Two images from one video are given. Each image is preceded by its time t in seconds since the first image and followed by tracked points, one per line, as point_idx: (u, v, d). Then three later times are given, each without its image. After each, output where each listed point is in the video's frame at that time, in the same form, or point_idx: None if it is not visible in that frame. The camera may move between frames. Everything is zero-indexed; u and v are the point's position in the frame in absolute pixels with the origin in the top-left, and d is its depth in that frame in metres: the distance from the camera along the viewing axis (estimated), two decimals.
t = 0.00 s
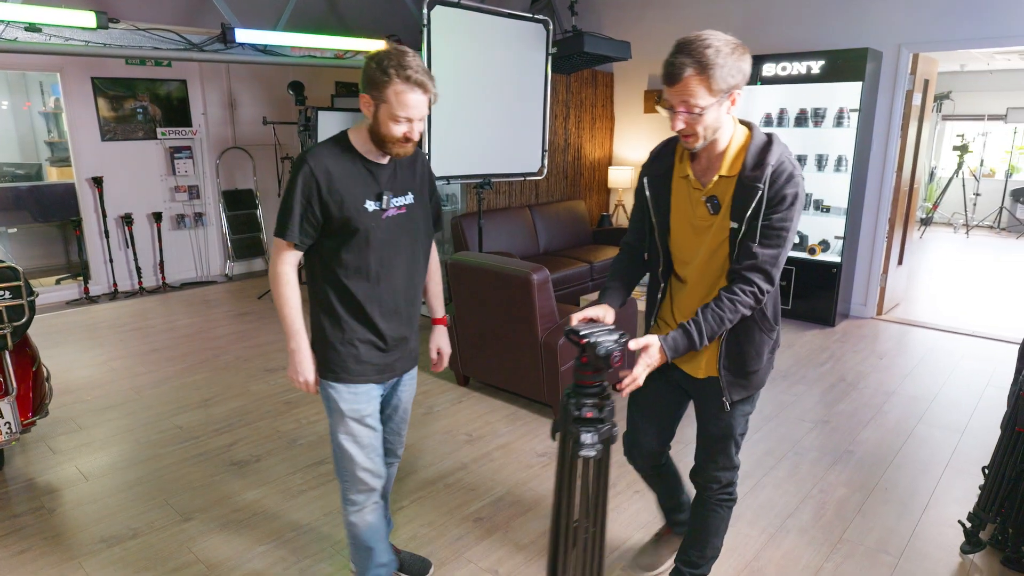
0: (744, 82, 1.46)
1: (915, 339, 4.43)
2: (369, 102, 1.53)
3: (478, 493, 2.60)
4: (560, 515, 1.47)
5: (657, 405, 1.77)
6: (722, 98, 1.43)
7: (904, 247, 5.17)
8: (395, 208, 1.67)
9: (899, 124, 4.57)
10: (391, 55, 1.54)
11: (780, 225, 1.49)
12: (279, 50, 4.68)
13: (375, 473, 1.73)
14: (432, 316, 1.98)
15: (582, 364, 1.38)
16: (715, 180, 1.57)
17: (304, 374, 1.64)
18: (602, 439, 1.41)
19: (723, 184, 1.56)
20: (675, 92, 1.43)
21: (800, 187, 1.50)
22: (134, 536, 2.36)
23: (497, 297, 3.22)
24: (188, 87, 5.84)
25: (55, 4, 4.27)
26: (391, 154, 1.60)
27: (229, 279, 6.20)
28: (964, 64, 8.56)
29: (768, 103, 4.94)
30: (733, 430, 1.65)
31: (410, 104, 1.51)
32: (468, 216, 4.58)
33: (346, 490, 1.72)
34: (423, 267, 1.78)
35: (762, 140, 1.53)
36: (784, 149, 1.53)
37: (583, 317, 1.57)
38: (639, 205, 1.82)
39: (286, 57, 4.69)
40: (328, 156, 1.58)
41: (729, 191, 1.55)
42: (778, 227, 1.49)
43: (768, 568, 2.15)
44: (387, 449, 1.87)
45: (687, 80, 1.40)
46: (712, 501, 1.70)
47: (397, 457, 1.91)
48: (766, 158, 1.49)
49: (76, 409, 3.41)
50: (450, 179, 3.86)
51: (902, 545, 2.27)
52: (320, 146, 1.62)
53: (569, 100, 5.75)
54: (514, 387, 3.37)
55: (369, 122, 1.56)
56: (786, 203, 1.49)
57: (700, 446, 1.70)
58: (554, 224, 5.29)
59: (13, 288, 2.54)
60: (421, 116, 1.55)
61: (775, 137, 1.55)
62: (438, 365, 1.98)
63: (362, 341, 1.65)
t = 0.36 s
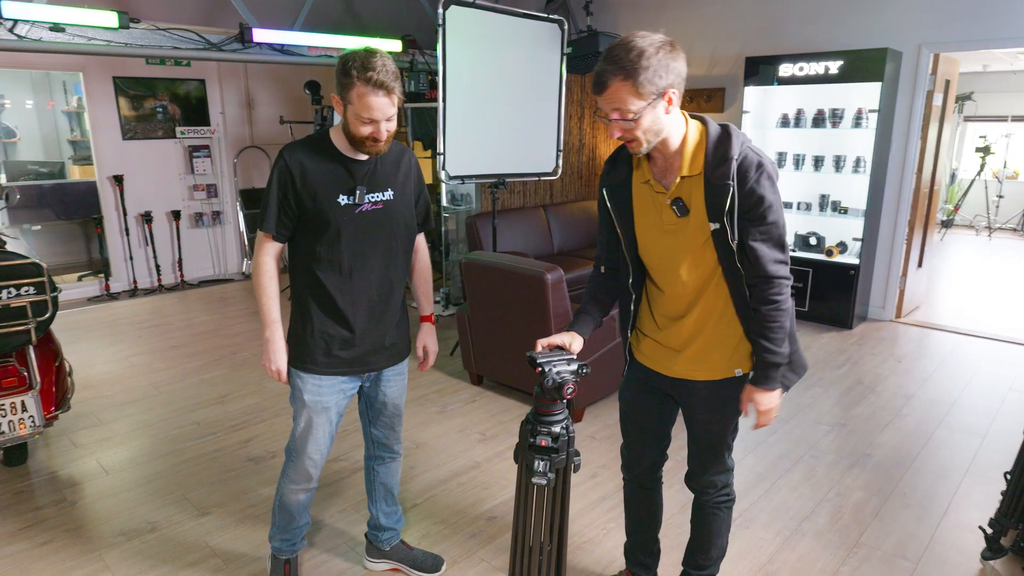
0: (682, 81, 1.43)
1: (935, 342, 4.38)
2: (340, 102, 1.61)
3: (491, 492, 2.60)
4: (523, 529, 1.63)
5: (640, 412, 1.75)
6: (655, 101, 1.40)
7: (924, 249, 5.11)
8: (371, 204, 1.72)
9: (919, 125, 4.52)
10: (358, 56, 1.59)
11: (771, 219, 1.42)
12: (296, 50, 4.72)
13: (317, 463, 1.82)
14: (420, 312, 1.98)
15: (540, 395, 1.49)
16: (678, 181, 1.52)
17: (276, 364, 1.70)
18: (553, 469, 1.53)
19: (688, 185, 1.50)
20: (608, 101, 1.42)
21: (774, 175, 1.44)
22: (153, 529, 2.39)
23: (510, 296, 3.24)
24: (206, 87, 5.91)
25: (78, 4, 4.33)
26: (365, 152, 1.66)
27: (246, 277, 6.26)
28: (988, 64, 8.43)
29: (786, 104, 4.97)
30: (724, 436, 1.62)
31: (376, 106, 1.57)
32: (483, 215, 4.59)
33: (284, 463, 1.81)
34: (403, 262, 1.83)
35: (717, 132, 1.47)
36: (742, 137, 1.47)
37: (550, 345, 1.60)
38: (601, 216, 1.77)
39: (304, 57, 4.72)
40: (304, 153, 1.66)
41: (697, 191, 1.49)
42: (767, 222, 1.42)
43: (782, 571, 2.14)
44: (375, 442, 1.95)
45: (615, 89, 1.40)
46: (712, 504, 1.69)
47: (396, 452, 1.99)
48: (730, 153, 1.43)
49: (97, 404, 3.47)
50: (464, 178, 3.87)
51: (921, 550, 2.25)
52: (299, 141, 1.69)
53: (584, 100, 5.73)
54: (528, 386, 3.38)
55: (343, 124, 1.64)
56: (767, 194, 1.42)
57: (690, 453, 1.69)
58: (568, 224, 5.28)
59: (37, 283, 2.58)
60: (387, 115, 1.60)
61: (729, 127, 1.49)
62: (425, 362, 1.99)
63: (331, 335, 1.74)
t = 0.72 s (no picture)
0: (670, 73, 1.47)
1: (983, 350, 4.23)
2: (322, 111, 1.60)
3: (522, 489, 2.61)
4: (549, 536, 1.63)
5: (657, 414, 1.76)
6: (643, 90, 1.43)
7: (975, 253, 4.93)
8: (355, 208, 1.75)
9: (971, 126, 4.36)
10: (342, 66, 1.60)
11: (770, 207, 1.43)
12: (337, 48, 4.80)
13: (321, 447, 1.85)
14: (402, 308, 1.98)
15: (558, 400, 1.48)
16: (679, 171, 1.54)
17: (264, 364, 1.72)
18: (572, 475, 1.53)
19: (688, 175, 1.53)
20: (598, 96, 1.45)
21: (774, 164, 1.45)
22: (193, 516, 2.46)
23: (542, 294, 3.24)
24: (248, 85, 6.04)
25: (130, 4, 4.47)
26: (349, 159, 1.68)
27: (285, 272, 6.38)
28: None
29: (828, 103, 4.87)
30: (737, 440, 1.59)
31: (359, 117, 1.58)
32: (518, 214, 4.60)
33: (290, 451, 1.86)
34: (389, 261, 1.86)
35: (718, 124, 1.51)
36: (744, 128, 1.50)
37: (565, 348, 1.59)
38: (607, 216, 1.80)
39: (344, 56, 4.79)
40: (286, 158, 1.68)
41: (697, 181, 1.52)
42: (767, 210, 1.43)
43: None
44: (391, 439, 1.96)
45: (603, 83, 1.43)
46: (732, 513, 1.67)
47: (421, 449, 1.99)
48: (731, 141, 1.46)
49: (142, 392, 3.58)
50: (499, 177, 3.87)
51: (967, 563, 2.18)
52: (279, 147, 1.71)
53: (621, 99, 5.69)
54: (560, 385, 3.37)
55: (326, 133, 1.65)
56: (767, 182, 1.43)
57: (704, 457, 1.66)
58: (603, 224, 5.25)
59: (87, 274, 2.68)
60: (370, 126, 1.61)
61: (732, 118, 1.51)
62: (414, 356, 2.01)
63: (321, 334, 1.77)
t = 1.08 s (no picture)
0: (726, 62, 1.44)
1: None
2: (359, 111, 1.60)
3: (576, 486, 2.60)
4: (614, 530, 1.64)
5: (712, 413, 1.73)
6: (699, 79, 1.41)
7: None
8: (395, 203, 1.75)
9: None
10: (377, 66, 1.58)
11: (806, 205, 1.39)
12: (400, 48, 4.88)
13: (372, 436, 1.89)
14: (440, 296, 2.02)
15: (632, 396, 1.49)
16: (730, 165, 1.54)
17: (320, 363, 1.77)
18: (642, 471, 1.54)
19: (738, 171, 1.51)
20: (654, 88, 1.44)
21: (819, 161, 1.39)
22: (257, 497, 2.55)
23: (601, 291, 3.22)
24: (315, 85, 6.22)
25: (205, 8, 4.67)
26: (385, 156, 1.68)
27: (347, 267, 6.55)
28: None
29: (905, 98, 4.65)
30: (786, 441, 1.55)
31: (396, 117, 1.57)
32: (576, 212, 4.58)
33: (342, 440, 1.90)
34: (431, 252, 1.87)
35: (773, 119, 1.47)
36: (794, 124, 1.45)
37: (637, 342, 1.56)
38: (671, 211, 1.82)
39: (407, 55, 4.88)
40: (324, 158, 1.69)
41: (744, 176, 1.50)
42: (801, 206, 1.39)
43: None
44: (439, 431, 1.99)
45: (659, 75, 1.41)
46: (788, 521, 1.62)
47: (465, 439, 2.01)
48: (777, 137, 1.43)
49: (212, 378, 3.75)
50: (559, 174, 3.86)
51: None
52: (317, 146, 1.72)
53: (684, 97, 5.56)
54: (617, 383, 3.34)
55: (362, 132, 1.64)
56: (805, 178, 1.39)
57: (757, 460, 1.62)
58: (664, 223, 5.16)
59: (162, 265, 2.82)
60: (407, 124, 1.61)
61: (787, 113, 1.47)
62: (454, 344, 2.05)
63: (368, 326, 1.79)
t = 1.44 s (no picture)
0: (765, 49, 1.41)
1: None
2: (387, 102, 1.61)
3: (605, 483, 2.58)
4: (641, 528, 1.64)
5: (742, 412, 1.70)
6: (738, 67, 1.38)
7: None
8: (421, 195, 1.76)
9: None
10: (405, 57, 1.58)
11: (821, 195, 1.33)
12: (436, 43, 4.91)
13: (401, 428, 1.91)
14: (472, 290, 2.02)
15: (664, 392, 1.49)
16: (762, 158, 1.52)
17: (347, 356, 1.77)
18: (672, 468, 1.53)
19: (768, 165, 1.49)
20: (692, 78, 1.41)
21: (844, 153, 1.34)
22: (291, 486, 2.60)
23: (636, 288, 3.18)
24: (353, 81, 6.30)
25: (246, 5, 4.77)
26: (412, 148, 1.69)
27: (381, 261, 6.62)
28: None
29: (954, 93, 4.47)
30: (812, 441, 1.51)
31: (424, 109, 1.58)
32: (610, 208, 4.54)
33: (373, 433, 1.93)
34: (458, 245, 1.87)
35: (807, 112, 1.43)
36: (827, 117, 1.41)
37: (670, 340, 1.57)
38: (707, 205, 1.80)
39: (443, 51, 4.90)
40: (350, 150, 1.71)
41: (774, 170, 1.47)
42: (817, 197, 1.34)
43: None
44: (466, 426, 2.00)
45: (698, 63, 1.38)
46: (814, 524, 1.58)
47: (493, 433, 2.01)
48: (806, 131, 1.40)
49: (249, 369, 3.83)
50: (594, 169, 3.84)
51: None
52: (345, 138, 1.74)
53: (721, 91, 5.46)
54: (649, 381, 3.31)
55: (391, 123, 1.65)
56: (828, 170, 1.34)
57: (784, 461, 1.58)
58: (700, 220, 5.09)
59: (201, 256, 2.89)
60: (435, 115, 1.62)
61: (823, 107, 1.44)
62: (483, 338, 2.01)
63: (395, 319, 1.81)
